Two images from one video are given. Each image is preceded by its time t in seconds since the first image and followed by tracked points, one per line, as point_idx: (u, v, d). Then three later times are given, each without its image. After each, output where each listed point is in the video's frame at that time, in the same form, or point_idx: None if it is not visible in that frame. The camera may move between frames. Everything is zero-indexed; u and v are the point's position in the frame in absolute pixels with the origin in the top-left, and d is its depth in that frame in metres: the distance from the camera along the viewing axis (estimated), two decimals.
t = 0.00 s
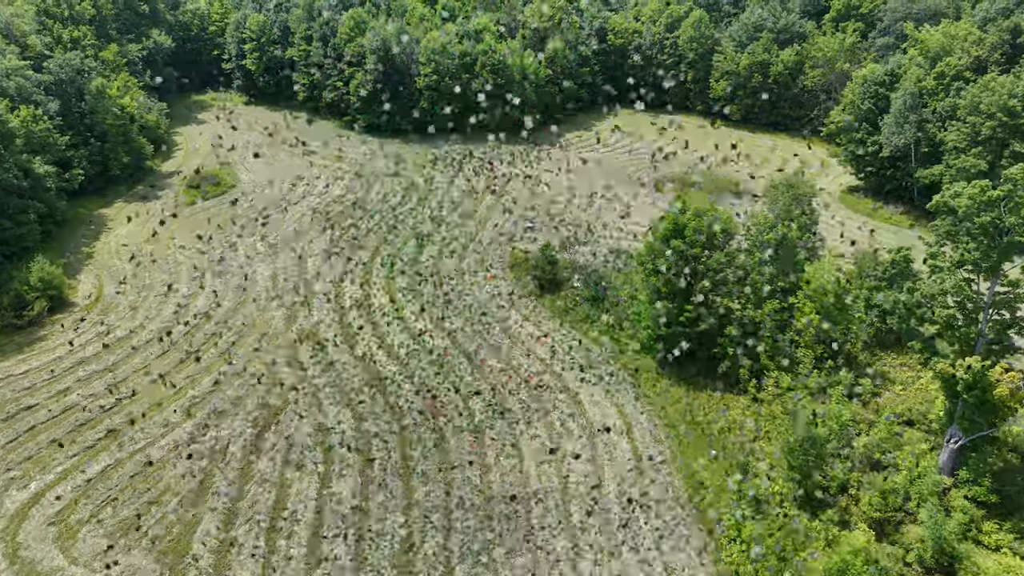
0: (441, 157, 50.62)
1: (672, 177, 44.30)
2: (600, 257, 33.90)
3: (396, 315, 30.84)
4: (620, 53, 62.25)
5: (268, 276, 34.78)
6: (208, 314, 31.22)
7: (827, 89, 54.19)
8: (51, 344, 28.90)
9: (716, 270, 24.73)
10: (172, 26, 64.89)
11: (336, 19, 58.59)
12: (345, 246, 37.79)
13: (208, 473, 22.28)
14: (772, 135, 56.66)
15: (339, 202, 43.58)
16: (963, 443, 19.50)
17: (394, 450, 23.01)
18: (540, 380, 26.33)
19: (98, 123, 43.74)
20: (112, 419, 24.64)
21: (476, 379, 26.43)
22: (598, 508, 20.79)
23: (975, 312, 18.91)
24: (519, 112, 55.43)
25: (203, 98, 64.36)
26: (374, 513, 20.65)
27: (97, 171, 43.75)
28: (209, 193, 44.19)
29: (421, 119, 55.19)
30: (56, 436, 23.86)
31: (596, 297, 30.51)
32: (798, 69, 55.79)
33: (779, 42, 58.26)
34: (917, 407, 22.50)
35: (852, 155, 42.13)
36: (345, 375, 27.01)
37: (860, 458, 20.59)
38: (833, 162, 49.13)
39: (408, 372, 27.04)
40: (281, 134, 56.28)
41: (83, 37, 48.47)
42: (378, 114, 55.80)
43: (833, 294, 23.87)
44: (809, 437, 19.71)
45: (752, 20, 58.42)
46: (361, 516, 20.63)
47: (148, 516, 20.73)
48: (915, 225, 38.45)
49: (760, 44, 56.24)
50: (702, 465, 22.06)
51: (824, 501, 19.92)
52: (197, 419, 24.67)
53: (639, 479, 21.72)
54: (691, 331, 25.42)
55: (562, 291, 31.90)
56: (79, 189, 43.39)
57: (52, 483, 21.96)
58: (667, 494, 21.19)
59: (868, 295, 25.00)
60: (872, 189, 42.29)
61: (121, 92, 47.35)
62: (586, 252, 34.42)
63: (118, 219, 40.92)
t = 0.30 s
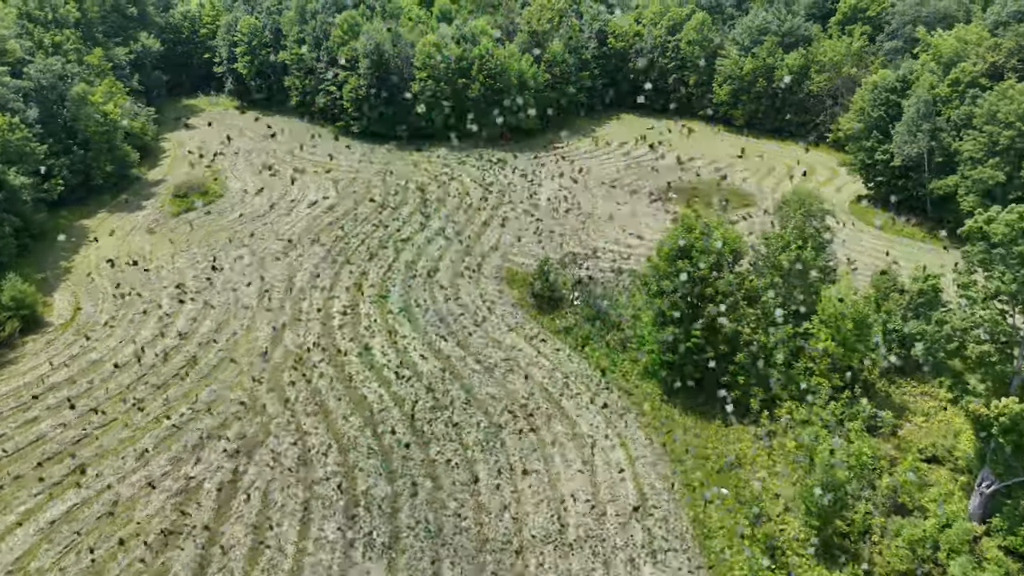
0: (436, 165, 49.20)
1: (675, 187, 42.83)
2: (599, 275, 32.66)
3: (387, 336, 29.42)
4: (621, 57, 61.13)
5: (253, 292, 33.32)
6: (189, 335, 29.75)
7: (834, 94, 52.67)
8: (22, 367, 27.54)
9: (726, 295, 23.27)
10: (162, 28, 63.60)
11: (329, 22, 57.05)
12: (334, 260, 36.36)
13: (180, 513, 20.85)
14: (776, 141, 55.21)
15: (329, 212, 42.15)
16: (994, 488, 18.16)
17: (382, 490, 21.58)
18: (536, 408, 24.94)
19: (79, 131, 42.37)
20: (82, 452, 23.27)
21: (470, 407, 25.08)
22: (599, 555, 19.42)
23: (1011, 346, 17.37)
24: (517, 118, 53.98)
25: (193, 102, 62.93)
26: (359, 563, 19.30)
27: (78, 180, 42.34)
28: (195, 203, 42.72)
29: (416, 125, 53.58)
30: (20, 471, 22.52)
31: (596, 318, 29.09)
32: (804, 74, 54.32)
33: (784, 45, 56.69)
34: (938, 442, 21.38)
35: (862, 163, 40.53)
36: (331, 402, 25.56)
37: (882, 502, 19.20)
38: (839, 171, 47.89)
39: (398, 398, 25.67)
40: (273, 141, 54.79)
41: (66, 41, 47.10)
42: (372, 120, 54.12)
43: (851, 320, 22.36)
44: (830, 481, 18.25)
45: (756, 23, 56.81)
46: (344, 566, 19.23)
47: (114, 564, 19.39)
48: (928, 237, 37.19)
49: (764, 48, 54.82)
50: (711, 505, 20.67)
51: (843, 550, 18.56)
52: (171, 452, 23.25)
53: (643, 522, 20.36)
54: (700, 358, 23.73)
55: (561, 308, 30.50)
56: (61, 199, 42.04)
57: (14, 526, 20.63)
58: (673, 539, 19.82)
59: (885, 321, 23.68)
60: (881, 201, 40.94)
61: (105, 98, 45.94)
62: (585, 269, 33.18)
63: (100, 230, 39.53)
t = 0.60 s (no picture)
0: (431, 175, 47.90)
1: (680, 197, 41.41)
2: (600, 292, 31.34)
3: (377, 358, 28.03)
4: (622, 60, 59.93)
5: (238, 308, 31.90)
6: (169, 356, 28.34)
7: (840, 100, 51.24)
8: None
9: (736, 320, 21.80)
10: (152, 31, 62.32)
11: (323, 26, 55.60)
12: (324, 275, 34.95)
13: (152, 557, 19.49)
14: (781, 147, 53.84)
15: (320, 223, 40.78)
16: None
17: (369, 531, 20.18)
18: (533, 438, 23.55)
19: (61, 139, 41.04)
20: (50, 488, 21.94)
21: (464, 437, 23.68)
22: None
23: None
24: (516, 124, 52.53)
25: (184, 107, 61.59)
26: None
27: (60, 190, 41.05)
28: (181, 214, 41.32)
29: (411, 131, 52.10)
30: None
31: (597, 339, 27.74)
32: (810, 79, 52.90)
33: (789, 49, 55.23)
34: (964, 479, 19.98)
35: (872, 172, 38.99)
36: (318, 431, 24.14)
37: (912, 550, 17.49)
38: (846, 179, 46.66)
39: (388, 427, 24.27)
40: (265, 147, 53.43)
41: (49, 45, 45.77)
42: (366, 126, 52.63)
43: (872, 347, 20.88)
44: (852, 529, 16.76)
45: (760, 26, 55.42)
46: None
47: None
48: (942, 250, 35.78)
49: (769, 52, 53.50)
50: (722, 549, 19.30)
51: None
52: (145, 487, 21.86)
53: (647, 566, 18.99)
54: (710, 387, 22.25)
55: (560, 328, 29.07)
56: (42, 209, 40.71)
57: None
58: None
59: (905, 346, 22.25)
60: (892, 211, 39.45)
61: (89, 104, 44.60)
62: (586, 286, 31.86)
63: (81, 242, 38.15)
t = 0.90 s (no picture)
0: (427, 183, 46.63)
1: (683, 208, 40.12)
2: (600, 309, 30.13)
3: (366, 383, 26.78)
4: (622, 64, 58.86)
5: (223, 326, 30.55)
6: (148, 379, 26.97)
7: (847, 105, 49.92)
8: None
9: (748, 347, 20.29)
10: (143, 34, 61.02)
11: (316, 29, 54.23)
12: (314, 290, 33.60)
13: None
14: (786, 154, 52.58)
15: (311, 234, 39.46)
16: None
17: None
18: (531, 471, 22.19)
19: (43, 147, 39.68)
20: (15, 526, 20.59)
21: (457, 470, 22.36)
22: None
23: None
24: (514, 131, 51.31)
25: (175, 111, 60.31)
26: None
27: (42, 201, 39.69)
28: (167, 224, 39.92)
29: (406, 138, 50.79)
30: None
31: (596, 362, 26.51)
32: (816, 83, 51.54)
33: (794, 53, 53.87)
34: (994, 520, 18.61)
35: (882, 182, 37.80)
36: (303, 462, 22.79)
37: None
38: (852, 186, 45.53)
39: (377, 458, 22.95)
40: (257, 154, 52.09)
41: (32, 50, 44.38)
42: (360, 132, 51.20)
43: (892, 378, 19.51)
44: None
45: (764, 29, 54.08)
46: None
47: None
48: (956, 264, 34.59)
49: (773, 56, 52.13)
50: None
51: None
52: (116, 526, 20.50)
53: None
54: (718, 420, 20.86)
55: (559, 349, 27.92)
56: (23, 220, 39.37)
57: None
58: None
59: (925, 373, 20.97)
60: (901, 222, 38.20)
61: (74, 111, 43.24)
62: (585, 303, 30.63)
63: (63, 255, 36.80)
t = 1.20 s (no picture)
0: (422, 195, 45.28)
1: (686, 222, 38.82)
2: (601, 335, 28.86)
3: (355, 415, 25.49)
4: (623, 71, 57.68)
5: (207, 351, 29.23)
6: (126, 411, 25.68)
7: (854, 113, 48.63)
8: None
9: (759, 388, 19.06)
10: (133, 40, 59.72)
11: (309, 35, 52.96)
12: (303, 310, 32.25)
13: None
14: (791, 163, 51.31)
15: (301, 250, 38.16)
16: None
17: None
18: (528, 514, 20.90)
19: (25, 160, 38.34)
20: None
21: (450, 512, 21.06)
22: None
23: None
24: (512, 140, 50.02)
25: (165, 119, 59.01)
26: None
27: (24, 215, 38.38)
28: (154, 239, 38.61)
29: (401, 147, 49.52)
30: None
31: (597, 393, 25.22)
32: (821, 91, 50.32)
33: (799, 60, 52.63)
34: None
35: (892, 196, 36.51)
36: (287, 503, 21.49)
37: None
38: (860, 199, 44.26)
39: (365, 500, 21.67)
40: (248, 164, 50.76)
41: (15, 58, 43.05)
42: (354, 141, 49.93)
43: (916, 422, 18.19)
44: None
45: (768, 36, 52.88)
46: None
47: None
48: (970, 282, 33.18)
49: (778, 63, 50.85)
50: None
51: None
52: None
53: None
54: (728, 462, 19.59)
55: (558, 377, 26.67)
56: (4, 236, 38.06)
57: None
58: None
59: (948, 412, 19.71)
60: (913, 238, 36.87)
61: (58, 121, 41.91)
62: (585, 328, 29.34)
63: (44, 273, 35.49)
